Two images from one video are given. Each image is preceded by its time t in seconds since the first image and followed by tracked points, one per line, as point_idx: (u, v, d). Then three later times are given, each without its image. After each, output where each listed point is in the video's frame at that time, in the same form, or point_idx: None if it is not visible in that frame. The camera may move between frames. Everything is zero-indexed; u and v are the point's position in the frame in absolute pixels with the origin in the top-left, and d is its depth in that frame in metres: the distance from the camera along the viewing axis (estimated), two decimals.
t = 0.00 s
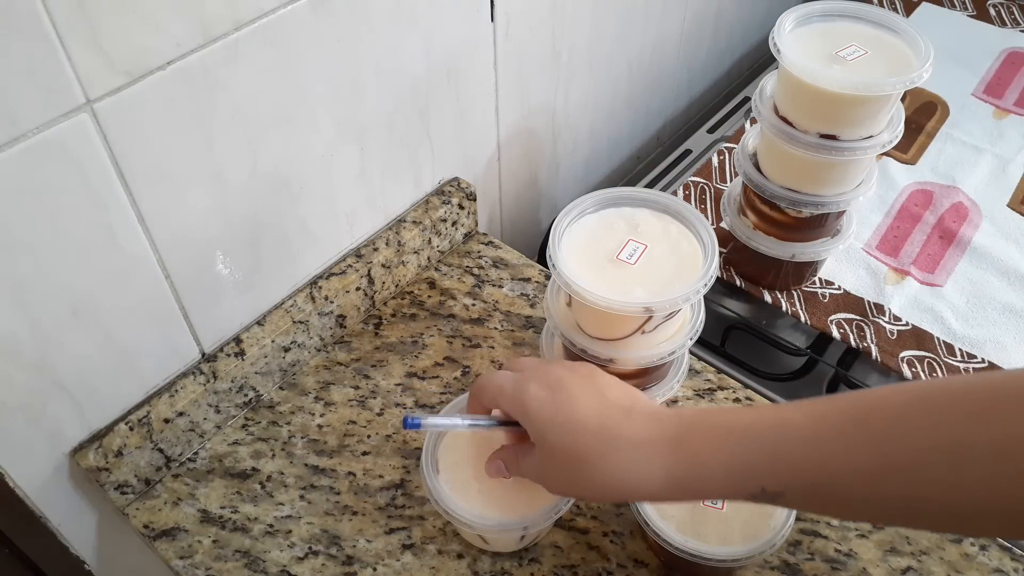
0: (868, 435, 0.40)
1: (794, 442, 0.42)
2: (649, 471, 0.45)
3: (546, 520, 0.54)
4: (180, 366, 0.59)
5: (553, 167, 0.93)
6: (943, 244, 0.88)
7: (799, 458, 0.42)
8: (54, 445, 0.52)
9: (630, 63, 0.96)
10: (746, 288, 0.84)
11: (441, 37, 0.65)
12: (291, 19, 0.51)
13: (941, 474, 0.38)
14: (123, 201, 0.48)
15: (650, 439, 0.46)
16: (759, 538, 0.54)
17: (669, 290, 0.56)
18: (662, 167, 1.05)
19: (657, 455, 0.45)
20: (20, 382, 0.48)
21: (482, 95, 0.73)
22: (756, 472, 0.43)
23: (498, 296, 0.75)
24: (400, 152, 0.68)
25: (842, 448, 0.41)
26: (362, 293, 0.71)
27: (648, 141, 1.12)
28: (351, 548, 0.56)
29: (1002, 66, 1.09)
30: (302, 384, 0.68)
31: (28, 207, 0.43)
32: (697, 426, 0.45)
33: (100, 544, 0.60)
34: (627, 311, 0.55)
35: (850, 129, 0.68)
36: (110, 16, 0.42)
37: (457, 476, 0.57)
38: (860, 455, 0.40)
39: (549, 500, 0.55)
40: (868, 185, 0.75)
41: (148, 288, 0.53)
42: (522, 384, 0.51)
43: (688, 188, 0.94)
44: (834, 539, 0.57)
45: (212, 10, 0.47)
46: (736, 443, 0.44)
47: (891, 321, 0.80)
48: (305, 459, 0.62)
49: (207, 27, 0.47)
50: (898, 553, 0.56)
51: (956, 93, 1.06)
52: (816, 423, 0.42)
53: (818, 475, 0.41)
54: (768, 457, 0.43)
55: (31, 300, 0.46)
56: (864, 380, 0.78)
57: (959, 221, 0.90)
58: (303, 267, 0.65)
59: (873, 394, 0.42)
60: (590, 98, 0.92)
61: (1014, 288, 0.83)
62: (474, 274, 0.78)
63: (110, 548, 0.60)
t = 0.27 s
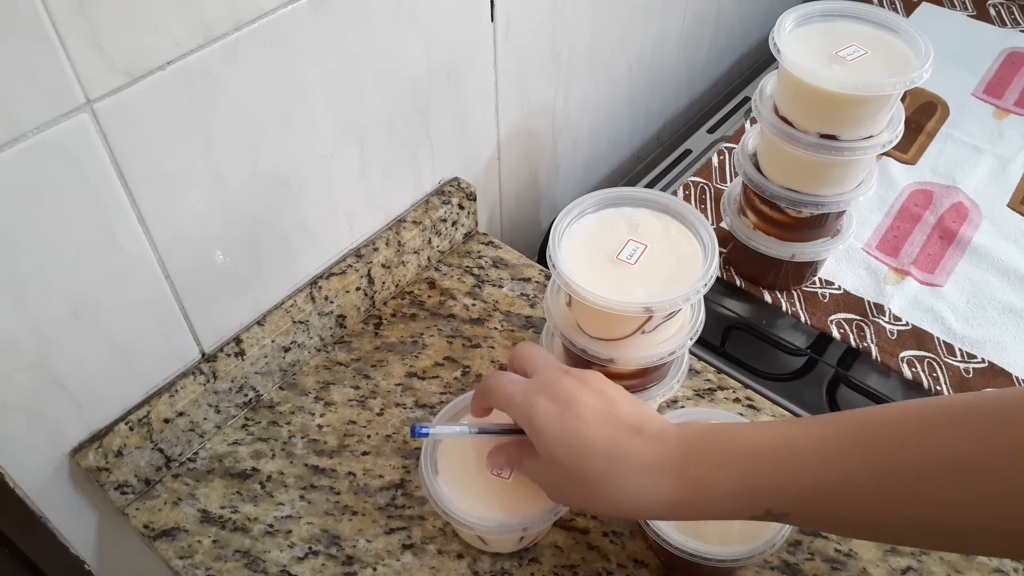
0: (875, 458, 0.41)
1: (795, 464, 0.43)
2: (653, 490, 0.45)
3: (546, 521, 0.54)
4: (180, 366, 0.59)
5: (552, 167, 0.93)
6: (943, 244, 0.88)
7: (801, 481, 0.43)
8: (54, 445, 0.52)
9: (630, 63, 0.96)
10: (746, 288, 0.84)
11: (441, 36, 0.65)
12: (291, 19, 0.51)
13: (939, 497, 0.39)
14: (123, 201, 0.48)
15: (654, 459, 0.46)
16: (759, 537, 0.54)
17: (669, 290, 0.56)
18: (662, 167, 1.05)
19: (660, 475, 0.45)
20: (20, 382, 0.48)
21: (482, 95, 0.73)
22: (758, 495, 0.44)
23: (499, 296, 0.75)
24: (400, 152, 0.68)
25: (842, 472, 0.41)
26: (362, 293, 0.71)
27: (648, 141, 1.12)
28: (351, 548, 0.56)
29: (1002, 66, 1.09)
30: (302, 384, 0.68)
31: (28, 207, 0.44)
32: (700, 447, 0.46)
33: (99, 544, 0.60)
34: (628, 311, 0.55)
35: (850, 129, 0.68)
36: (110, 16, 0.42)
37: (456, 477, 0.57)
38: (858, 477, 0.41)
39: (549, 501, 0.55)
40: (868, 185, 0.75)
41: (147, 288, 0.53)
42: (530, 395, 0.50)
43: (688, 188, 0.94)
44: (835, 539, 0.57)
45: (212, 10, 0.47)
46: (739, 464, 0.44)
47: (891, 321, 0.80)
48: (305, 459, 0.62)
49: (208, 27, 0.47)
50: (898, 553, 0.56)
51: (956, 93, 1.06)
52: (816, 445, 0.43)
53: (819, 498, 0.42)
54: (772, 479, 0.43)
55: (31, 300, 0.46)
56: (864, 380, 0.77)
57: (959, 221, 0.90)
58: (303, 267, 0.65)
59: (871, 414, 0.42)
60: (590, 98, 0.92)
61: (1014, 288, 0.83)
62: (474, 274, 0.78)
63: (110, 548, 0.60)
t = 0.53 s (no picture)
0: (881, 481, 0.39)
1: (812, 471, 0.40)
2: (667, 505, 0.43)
3: (545, 521, 0.54)
4: (180, 366, 0.59)
5: (552, 167, 0.93)
6: (943, 244, 0.88)
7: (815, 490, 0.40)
8: (54, 445, 0.52)
9: (630, 63, 0.96)
10: (747, 289, 0.85)
11: (441, 36, 0.64)
12: (291, 19, 0.51)
13: (942, 498, 0.38)
14: (123, 201, 0.48)
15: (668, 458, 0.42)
16: (759, 538, 0.54)
17: (669, 290, 0.56)
18: (662, 167, 1.05)
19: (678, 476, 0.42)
20: (21, 382, 0.48)
21: (482, 95, 0.73)
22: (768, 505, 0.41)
23: (499, 296, 0.75)
24: (400, 152, 0.68)
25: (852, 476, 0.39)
26: (362, 293, 0.71)
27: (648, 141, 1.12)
28: (351, 548, 0.56)
29: (1002, 66, 1.09)
30: (302, 384, 0.68)
31: (28, 207, 0.43)
32: (711, 451, 0.42)
33: (100, 545, 0.60)
34: (628, 311, 0.55)
35: (850, 129, 0.68)
36: (110, 16, 0.42)
37: (456, 477, 0.57)
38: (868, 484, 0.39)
39: (549, 500, 0.55)
40: (868, 185, 0.75)
41: (147, 288, 0.53)
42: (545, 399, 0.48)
43: (688, 188, 0.94)
44: (835, 540, 0.57)
45: (212, 10, 0.47)
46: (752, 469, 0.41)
47: (891, 321, 0.80)
48: (305, 459, 0.62)
49: (208, 27, 0.47)
50: (898, 553, 0.56)
51: (956, 93, 1.06)
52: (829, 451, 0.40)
53: (832, 506, 0.40)
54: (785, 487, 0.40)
55: (31, 300, 0.46)
56: (864, 380, 0.77)
57: (959, 221, 0.90)
58: (303, 267, 0.65)
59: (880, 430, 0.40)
60: (590, 98, 0.92)
61: (1014, 288, 0.83)
62: (474, 274, 0.78)
63: (110, 548, 0.60)
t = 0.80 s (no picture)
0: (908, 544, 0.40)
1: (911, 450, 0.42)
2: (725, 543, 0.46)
3: (545, 521, 0.54)
4: (180, 366, 0.59)
5: (552, 167, 0.93)
6: (943, 244, 0.88)
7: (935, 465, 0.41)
8: (54, 446, 0.52)
9: (630, 63, 0.96)
10: (747, 289, 0.85)
11: (441, 36, 0.64)
12: (291, 19, 0.51)
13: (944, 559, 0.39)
14: (123, 201, 0.48)
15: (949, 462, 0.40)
16: (759, 538, 0.54)
17: (669, 290, 0.56)
18: (662, 167, 1.05)
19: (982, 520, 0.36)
20: (21, 382, 0.48)
21: (482, 95, 0.73)
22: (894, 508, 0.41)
23: (499, 296, 0.75)
24: (400, 152, 0.68)
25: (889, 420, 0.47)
26: (362, 293, 0.71)
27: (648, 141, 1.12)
28: (351, 548, 0.56)
29: (1002, 66, 1.09)
30: (302, 384, 0.68)
31: (28, 207, 0.44)
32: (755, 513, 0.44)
33: (100, 545, 0.60)
34: (628, 311, 0.55)
35: (850, 129, 0.68)
36: (110, 17, 0.42)
37: (456, 477, 0.57)
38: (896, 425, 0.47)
39: (549, 501, 0.55)
40: (868, 185, 0.75)
41: (148, 288, 0.53)
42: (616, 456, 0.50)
43: (688, 188, 0.94)
44: (835, 540, 0.57)
45: (212, 10, 0.47)
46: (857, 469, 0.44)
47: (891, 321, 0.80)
48: (305, 459, 0.62)
49: (208, 27, 0.47)
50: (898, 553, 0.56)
51: (956, 93, 1.06)
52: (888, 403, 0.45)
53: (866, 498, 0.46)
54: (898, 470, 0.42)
55: (31, 300, 0.46)
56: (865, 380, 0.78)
57: (959, 221, 0.90)
58: (303, 267, 0.65)
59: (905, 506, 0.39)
60: (590, 98, 0.92)
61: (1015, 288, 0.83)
62: (474, 274, 0.78)
63: (110, 549, 0.60)
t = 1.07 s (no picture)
0: None
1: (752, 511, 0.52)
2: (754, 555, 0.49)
3: (545, 521, 0.54)
4: (180, 366, 0.59)
5: (552, 167, 0.92)
6: (943, 244, 0.88)
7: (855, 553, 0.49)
8: (54, 445, 0.52)
9: (630, 63, 0.96)
10: (746, 288, 0.84)
11: (441, 37, 0.65)
12: (291, 19, 0.51)
13: None
14: (123, 201, 0.48)
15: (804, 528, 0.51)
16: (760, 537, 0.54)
17: (669, 290, 0.56)
18: (661, 167, 1.05)
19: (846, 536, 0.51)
20: (21, 382, 0.48)
21: (482, 96, 0.73)
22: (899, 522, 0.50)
23: (499, 296, 0.75)
24: (400, 152, 0.68)
25: (711, 531, 0.51)
26: (362, 293, 0.71)
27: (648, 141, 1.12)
28: (351, 548, 0.56)
29: (1002, 66, 1.09)
30: (302, 384, 0.68)
31: (28, 208, 0.44)
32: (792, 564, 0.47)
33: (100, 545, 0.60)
34: (628, 311, 0.55)
35: (850, 130, 0.68)
36: (110, 17, 0.42)
37: (456, 477, 0.57)
38: (708, 535, 0.52)
39: (549, 501, 0.55)
40: (868, 185, 0.75)
41: (148, 288, 0.53)
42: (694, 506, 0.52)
43: (687, 188, 0.94)
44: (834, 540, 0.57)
45: (212, 11, 0.47)
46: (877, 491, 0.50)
47: (891, 321, 0.80)
48: (305, 459, 0.62)
49: (208, 27, 0.47)
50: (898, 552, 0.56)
51: (956, 93, 1.06)
52: (719, 466, 0.53)
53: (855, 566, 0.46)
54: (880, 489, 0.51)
55: (31, 300, 0.46)
56: (864, 380, 0.78)
57: (959, 221, 0.90)
58: (303, 267, 0.65)
59: None
60: (590, 98, 0.92)
61: (1015, 288, 0.83)
62: (474, 274, 0.78)
63: (111, 549, 0.60)
